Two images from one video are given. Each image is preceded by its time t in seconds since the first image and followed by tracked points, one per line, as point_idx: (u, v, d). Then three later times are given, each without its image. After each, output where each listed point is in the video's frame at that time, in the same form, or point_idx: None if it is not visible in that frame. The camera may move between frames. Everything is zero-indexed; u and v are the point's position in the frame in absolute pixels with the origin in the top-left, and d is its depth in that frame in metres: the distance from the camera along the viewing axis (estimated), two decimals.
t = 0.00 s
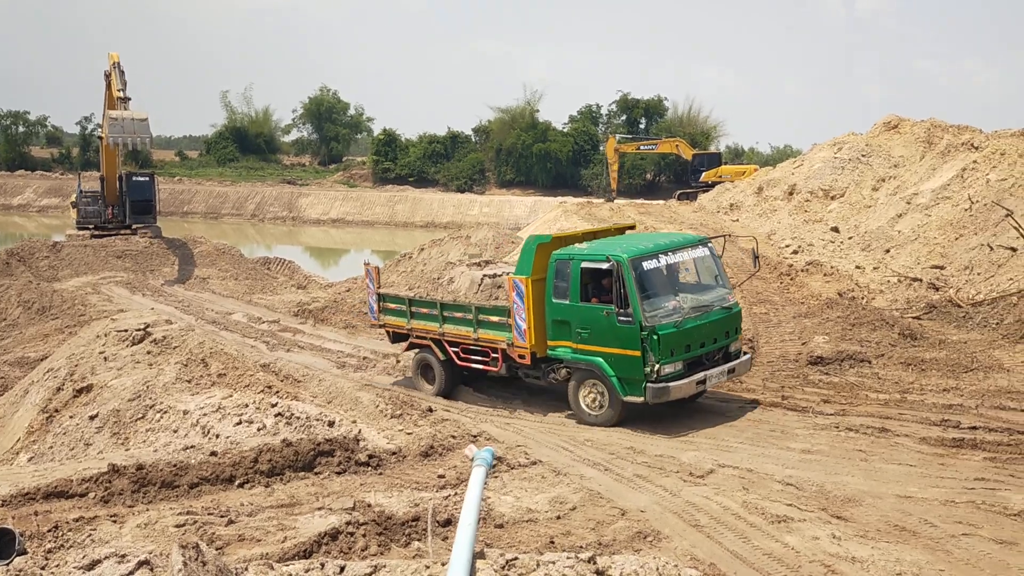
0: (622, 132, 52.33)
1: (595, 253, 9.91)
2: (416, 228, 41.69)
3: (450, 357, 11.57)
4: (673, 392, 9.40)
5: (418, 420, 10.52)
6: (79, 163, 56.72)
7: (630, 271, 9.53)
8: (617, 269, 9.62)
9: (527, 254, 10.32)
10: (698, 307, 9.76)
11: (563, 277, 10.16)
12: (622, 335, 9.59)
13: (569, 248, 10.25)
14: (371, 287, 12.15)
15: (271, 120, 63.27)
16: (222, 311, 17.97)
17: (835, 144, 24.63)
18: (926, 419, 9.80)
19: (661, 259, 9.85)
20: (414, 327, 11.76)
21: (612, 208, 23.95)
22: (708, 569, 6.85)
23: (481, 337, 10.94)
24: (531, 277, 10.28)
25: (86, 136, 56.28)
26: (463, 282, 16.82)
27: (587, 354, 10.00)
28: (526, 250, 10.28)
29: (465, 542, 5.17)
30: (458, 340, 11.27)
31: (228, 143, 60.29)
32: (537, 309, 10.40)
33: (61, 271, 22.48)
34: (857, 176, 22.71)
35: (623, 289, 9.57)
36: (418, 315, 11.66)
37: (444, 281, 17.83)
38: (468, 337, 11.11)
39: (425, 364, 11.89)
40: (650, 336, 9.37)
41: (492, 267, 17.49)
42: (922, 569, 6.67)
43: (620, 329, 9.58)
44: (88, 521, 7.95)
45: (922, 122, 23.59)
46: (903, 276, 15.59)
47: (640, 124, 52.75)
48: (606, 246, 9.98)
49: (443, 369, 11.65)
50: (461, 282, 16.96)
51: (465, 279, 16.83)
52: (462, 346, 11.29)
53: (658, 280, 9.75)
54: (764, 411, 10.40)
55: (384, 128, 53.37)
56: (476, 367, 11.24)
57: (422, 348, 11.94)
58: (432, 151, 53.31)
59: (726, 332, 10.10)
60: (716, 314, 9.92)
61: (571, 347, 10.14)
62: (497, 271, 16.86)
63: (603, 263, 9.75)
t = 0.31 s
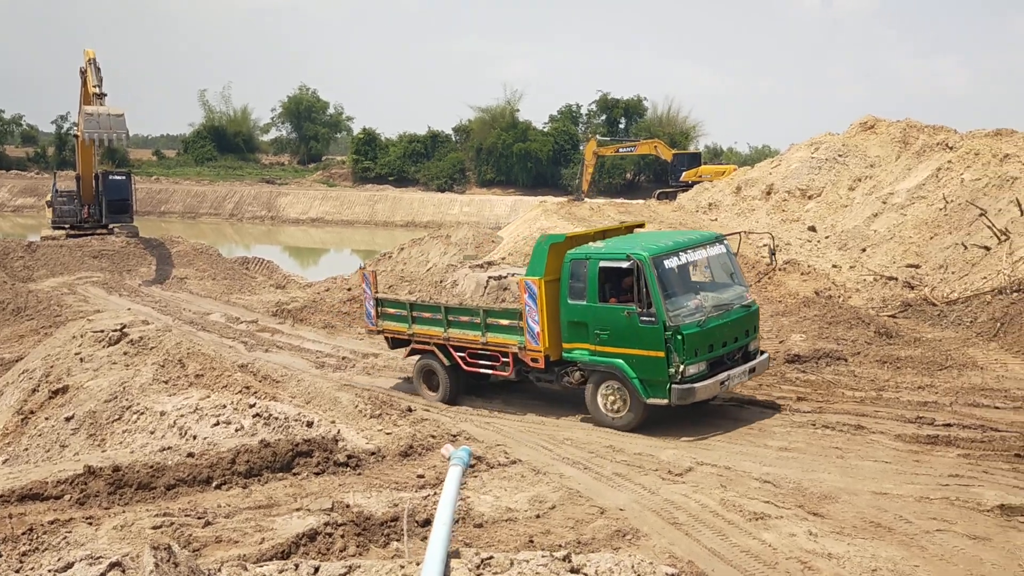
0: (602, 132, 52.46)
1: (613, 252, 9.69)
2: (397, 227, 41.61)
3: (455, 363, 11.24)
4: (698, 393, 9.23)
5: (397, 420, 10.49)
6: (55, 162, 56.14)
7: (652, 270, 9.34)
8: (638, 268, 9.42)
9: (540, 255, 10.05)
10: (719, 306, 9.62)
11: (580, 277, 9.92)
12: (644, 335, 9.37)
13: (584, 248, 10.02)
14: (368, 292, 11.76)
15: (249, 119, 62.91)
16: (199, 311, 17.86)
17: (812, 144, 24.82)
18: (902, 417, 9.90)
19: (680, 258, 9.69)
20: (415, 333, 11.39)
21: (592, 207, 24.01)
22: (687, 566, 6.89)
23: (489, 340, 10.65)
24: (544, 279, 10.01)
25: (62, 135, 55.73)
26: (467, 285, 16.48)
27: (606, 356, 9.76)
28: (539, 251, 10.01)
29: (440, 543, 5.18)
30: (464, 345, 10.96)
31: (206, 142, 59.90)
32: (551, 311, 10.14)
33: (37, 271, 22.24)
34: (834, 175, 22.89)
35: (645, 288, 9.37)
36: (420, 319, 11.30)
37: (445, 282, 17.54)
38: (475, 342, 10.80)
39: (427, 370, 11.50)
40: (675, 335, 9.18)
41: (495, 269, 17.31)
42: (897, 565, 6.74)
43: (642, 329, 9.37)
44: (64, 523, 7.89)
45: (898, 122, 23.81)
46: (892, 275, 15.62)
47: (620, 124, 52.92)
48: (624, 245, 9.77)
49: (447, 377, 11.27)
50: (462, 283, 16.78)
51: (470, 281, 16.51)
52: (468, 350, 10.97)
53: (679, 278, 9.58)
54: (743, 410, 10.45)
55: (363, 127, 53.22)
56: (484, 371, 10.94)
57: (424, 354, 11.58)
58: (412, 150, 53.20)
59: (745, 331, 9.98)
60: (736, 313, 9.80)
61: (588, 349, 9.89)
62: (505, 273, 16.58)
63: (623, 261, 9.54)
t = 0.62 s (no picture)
0: (569, 130, 52.60)
1: (618, 252, 9.41)
2: (363, 225, 41.39)
3: (447, 365, 10.90)
4: (706, 396, 9.05)
5: (364, 419, 10.43)
6: (12, 159, 55.06)
7: (659, 270, 9.08)
8: (644, 268, 9.16)
9: (540, 254, 9.72)
10: (724, 307, 9.45)
11: (582, 278, 9.63)
12: (651, 337, 9.13)
13: (585, 247, 9.72)
14: (353, 292, 11.36)
15: (213, 115, 62.18)
16: (162, 310, 17.62)
17: (776, 142, 25.10)
18: (863, 411, 10.04)
19: (686, 258, 9.46)
20: (404, 335, 11.04)
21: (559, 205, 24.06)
22: (654, 562, 6.93)
23: (485, 342, 10.35)
24: (544, 279, 9.70)
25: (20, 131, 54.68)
26: (460, 285, 16.01)
27: (611, 358, 9.51)
28: (538, 250, 9.68)
29: (404, 541, 5.18)
30: (457, 347, 10.64)
31: (168, 139, 59.12)
32: (551, 312, 9.84)
33: None
34: (797, 174, 23.16)
35: (652, 289, 9.11)
36: (410, 321, 10.95)
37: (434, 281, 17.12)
38: (469, 343, 10.48)
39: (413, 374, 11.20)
40: (683, 337, 8.96)
41: (487, 269, 16.92)
42: (859, 557, 6.83)
43: (650, 331, 9.12)
44: (23, 527, 7.74)
45: (860, 121, 24.17)
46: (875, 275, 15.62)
47: (586, 122, 53.10)
48: (627, 244, 9.50)
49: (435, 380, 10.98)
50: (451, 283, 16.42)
51: (463, 281, 16.05)
52: (461, 352, 10.66)
53: (684, 279, 9.37)
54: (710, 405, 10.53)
55: (329, 125, 52.85)
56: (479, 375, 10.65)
57: (412, 356, 11.23)
58: (378, 147, 52.93)
59: (748, 332, 9.84)
60: (740, 314, 9.64)
61: (591, 351, 9.61)
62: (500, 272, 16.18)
63: (629, 261, 9.27)
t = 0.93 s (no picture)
0: (528, 127, 52.70)
1: (617, 247, 9.27)
2: (320, 223, 41.05)
3: (434, 364, 10.76)
4: (709, 392, 8.97)
5: (322, 418, 10.36)
6: None
7: (662, 265, 8.96)
8: (646, 263, 9.02)
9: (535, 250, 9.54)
10: (724, 303, 9.38)
11: (580, 273, 9.46)
12: (652, 333, 9.01)
13: (582, 243, 9.57)
14: (333, 291, 11.24)
15: (166, 112, 61.17)
16: (115, 310, 17.31)
17: (731, 140, 25.41)
18: (818, 404, 10.21)
19: (686, 253, 9.36)
20: (389, 333, 10.87)
21: (518, 202, 24.09)
22: (613, 556, 6.98)
23: (475, 340, 10.20)
24: (538, 275, 9.55)
25: None
26: (449, 282, 15.73)
27: (609, 355, 9.36)
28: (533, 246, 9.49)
29: (362, 540, 5.14)
30: (445, 345, 10.49)
31: (120, 136, 58.05)
32: (545, 308, 9.69)
33: None
34: (753, 171, 23.47)
35: (654, 284, 8.98)
36: (396, 319, 10.78)
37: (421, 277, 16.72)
38: (459, 342, 10.36)
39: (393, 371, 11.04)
40: (686, 334, 8.87)
41: (473, 265, 16.72)
42: (814, 548, 6.95)
43: (652, 327, 8.99)
44: None
45: (813, 119, 24.57)
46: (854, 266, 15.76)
47: (545, 120, 53.23)
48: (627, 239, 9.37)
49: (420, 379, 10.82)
50: (434, 283, 16.21)
51: (453, 278, 15.79)
52: (450, 351, 10.51)
53: (685, 274, 9.26)
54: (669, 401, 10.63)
55: (285, 122, 52.30)
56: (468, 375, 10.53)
57: (397, 355, 11.06)
58: (336, 145, 52.47)
59: (746, 328, 9.79)
60: (739, 310, 9.59)
61: (590, 349, 9.44)
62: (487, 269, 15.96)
63: (630, 257, 9.13)
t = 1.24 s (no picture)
0: (487, 126, 52.71)
1: (623, 244, 9.12)
2: (277, 223, 40.64)
3: (426, 366, 10.45)
4: (717, 391, 8.89)
5: (281, 420, 10.26)
6: None
7: (670, 262, 8.83)
8: (655, 261, 8.88)
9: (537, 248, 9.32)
10: (729, 301, 9.30)
11: (585, 271, 9.30)
12: (660, 332, 8.88)
13: (587, 240, 9.40)
14: (318, 291, 10.97)
15: (119, 111, 60.09)
16: (66, 312, 16.96)
17: (689, 139, 25.66)
18: (775, 399, 10.35)
19: (692, 251, 9.25)
20: (379, 335, 10.56)
21: (477, 201, 24.08)
22: (574, 553, 7.01)
23: (472, 341, 9.94)
24: (540, 273, 9.33)
25: None
26: (442, 281, 14.78)
27: (615, 354, 9.21)
28: (535, 243, 9.28)
29: (318, 541, 5.09)
30: (439, 346, 10.21)
31: (71, 135, 56.89)
32: (547, 308, 9.47)
33: None
34: (709, 169, 23.71)
35: (662, 282, 8.85)
36: (386, 320, 10.48)
37: (411, 277, 15.71)
38: (454, 342, 10.08)
39: (385, 371, 10.74)
40: (695, 332, 8.76)
41: (466, 264, 15.73)
42: (771, 541, 7.05)
43: (660, 325, 8.86)
44: None
45: (768, 118, 24.93)
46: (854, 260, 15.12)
47: (504, 118, 53.28)
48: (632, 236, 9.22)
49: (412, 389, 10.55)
50: (422, 283, 15.36)
51: (446, 277, 14.85)
52: (444, 352, 10.23)
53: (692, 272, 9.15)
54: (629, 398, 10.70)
55: (241, 120, 51.67)
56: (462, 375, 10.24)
57: (385, 357, 10.77)
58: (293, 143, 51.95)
59: (747, 326, 9.74)
60: (742, 308, 9.53)
61: (594, 348, 9.29)
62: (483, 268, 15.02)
63: (637, 254, 8.98)
